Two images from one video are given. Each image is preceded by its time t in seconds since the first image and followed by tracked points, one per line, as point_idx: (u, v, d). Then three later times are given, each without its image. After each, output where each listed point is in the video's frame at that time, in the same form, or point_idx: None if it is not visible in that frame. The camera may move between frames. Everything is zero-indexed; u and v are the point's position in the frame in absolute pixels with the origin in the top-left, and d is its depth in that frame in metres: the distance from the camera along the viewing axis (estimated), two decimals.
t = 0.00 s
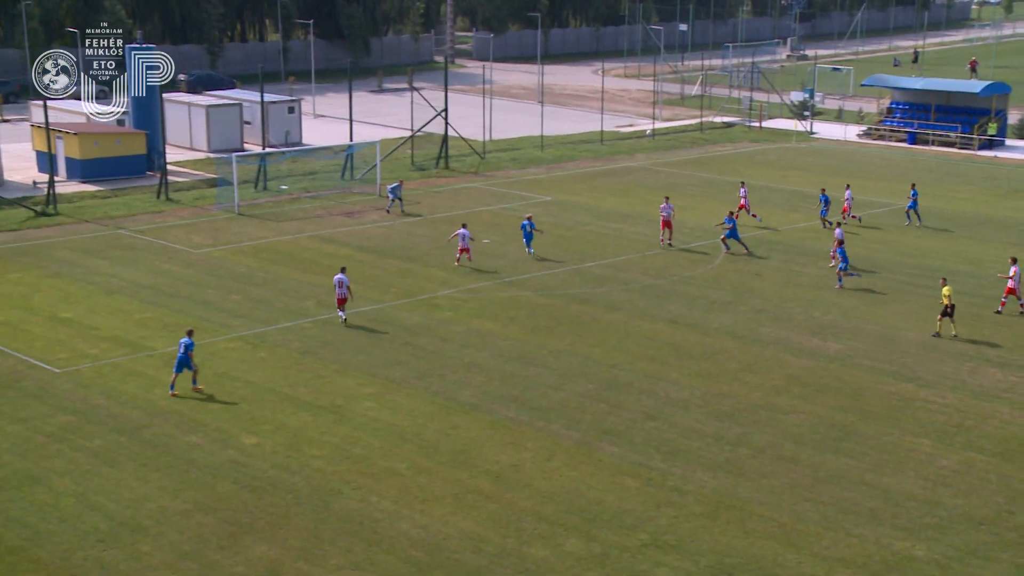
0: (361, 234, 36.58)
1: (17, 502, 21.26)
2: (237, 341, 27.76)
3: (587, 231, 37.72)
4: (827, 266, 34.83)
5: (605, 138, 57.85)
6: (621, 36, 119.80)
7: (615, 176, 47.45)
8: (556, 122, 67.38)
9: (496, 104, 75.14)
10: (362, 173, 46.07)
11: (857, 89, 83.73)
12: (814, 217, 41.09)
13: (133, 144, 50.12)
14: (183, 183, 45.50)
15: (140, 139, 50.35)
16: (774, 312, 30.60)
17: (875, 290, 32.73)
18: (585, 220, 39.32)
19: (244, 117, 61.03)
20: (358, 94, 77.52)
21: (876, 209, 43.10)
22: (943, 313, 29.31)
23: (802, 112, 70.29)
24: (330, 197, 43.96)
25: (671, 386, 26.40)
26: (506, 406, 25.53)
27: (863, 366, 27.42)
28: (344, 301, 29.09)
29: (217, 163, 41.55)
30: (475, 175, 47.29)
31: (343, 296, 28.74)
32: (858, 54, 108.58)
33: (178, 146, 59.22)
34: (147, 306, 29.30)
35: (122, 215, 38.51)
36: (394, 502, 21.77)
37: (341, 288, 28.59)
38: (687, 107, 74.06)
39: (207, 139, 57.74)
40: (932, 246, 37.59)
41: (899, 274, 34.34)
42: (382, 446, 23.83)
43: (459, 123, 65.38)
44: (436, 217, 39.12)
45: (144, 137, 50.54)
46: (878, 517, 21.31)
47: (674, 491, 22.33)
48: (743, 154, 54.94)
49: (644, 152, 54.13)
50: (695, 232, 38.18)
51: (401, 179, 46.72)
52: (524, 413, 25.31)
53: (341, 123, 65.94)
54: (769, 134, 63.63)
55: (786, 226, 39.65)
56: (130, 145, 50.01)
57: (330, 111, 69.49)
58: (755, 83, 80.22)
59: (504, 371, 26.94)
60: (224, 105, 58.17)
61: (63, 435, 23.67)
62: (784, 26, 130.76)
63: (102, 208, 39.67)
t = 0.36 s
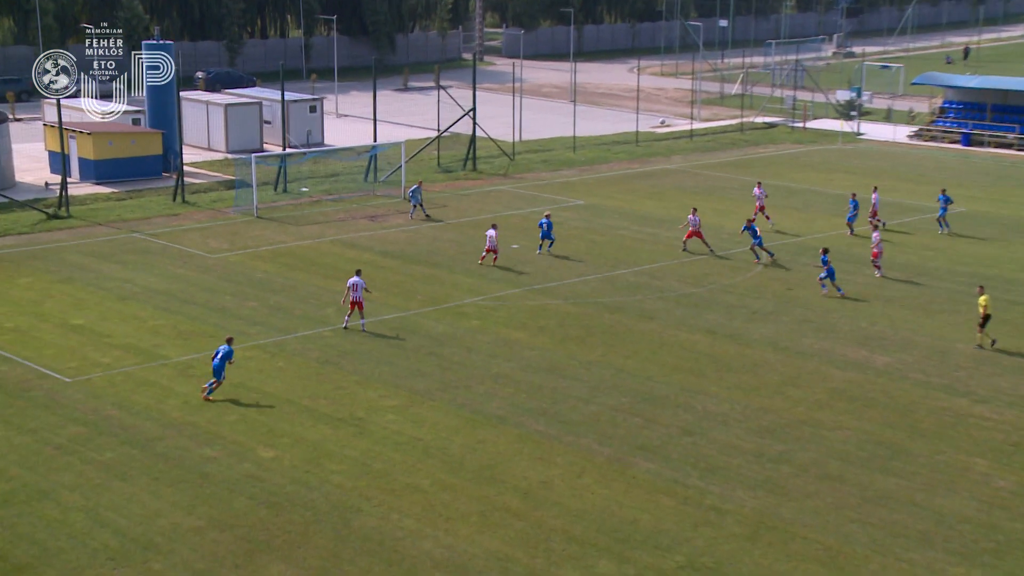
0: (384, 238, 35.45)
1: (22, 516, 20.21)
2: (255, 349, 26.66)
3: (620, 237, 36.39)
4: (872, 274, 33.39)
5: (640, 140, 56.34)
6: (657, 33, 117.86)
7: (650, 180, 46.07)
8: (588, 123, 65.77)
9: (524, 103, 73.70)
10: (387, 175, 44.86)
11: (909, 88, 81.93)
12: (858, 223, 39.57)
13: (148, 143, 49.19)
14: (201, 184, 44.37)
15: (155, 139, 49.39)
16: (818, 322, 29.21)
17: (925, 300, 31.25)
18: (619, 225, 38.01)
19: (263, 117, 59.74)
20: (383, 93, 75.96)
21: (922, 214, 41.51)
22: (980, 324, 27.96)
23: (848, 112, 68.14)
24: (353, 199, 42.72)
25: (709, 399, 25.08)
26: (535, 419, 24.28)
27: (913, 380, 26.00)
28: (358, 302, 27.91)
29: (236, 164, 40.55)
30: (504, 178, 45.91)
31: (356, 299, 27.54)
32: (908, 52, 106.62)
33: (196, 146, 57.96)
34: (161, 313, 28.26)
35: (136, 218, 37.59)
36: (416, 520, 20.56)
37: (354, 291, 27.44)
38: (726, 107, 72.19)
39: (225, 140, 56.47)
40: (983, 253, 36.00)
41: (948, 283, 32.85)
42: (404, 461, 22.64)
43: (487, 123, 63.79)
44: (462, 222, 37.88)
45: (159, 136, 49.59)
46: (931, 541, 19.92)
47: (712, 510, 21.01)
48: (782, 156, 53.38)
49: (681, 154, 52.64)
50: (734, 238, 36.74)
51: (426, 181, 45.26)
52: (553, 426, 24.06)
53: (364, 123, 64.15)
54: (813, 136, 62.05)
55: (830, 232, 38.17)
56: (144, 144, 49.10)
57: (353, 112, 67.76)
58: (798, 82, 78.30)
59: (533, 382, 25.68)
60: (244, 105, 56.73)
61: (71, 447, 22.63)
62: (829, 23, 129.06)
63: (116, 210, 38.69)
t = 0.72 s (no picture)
0: (391, 238, 32.90)
1: None
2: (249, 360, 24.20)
3: (654, 235, 33.57)
4: (931, 278, 30.50)
5: (678, 128, 52.72)
6: (697, 10, 111.08)
7: (687, 173, 42.74)
8: (619, 108, 61.03)
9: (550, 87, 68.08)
10: (396, 167, 40.78)
11: (979, 71, 77.21)
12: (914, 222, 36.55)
13: (131, 129, 44.41)
14: (191, 176, 41.04)
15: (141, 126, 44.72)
16: (875, 332, 26.50)
17: (995, 307, 28.42)
18: (653, 223, 35.16)
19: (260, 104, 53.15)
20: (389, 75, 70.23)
21: (983, 212, 38.29)
22: None
23: (911, 99, 61.83)
24: (357, 193, 38.96)
25: (754, 417, 22.48)
26: (559, 438, 21.78)
27: (983, 398, 23.34)
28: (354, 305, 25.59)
29: (229, 156, 36.89)
30: (525, 171, 42.69)
31: (351, 301, 25.23)
32: (978, 29, 100.78)
33: (183, 138, 51.31)
34: (146, 320, 25.83)
35: (118, 214, 35.00)
36: (425, 550, 18.12)
37: (349, 293, 25.12)
38: (774, 92, 66.59)
39: (216, 129, 50.07)
40: None
41: (1017, 288, 29.95)
42: (413, 485, 20.18)
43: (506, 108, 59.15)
44: (479, 220, 35.15)
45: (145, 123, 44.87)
46: None
47: (757, 542, 18.50)
48: (837, 148, 49.41)
49: (723, 143, 49.20)
50: (780, 238, 33.70)
51: (440, 174, 41.82)
52: (580, 447, 21.55)
53: (372, 109, 58.70)
54: (873, 124, 57.24)
55: (885, 231, 35.18)
56: (126, 129, 44.29)
57: (360, 96, 62.38)
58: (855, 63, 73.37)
59: (558, 396, 23.11)
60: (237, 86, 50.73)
61: (44, 468, 20.27)
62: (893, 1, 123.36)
63: (95, 205, 35.99)
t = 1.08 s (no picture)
0: (399, 239, 30.69)
1: None
2: (242, 373, 22.06)
3: (689, 237, 31.16)
4: (995, 281, 27.99)
5: (717, 117, 49.57)
6: None
7: (726, 167, 40.02)
8: (651, 95, 57.66)
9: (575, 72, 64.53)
10: (404, 161, 38.78)
11: None
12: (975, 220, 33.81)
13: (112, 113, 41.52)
14: (177, 170, 38.78)
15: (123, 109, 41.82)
16: (935, 343, 24.08)
17: None
18: (688, 222, 32.66)
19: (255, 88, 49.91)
20: (400, 61, 67.34)
21: None
22: None
23: (979, 84, 56.44)
24: (360, 188, 36.93)
25: (801, 439, 20.24)
26: (584, 461, 19.61)
27: None
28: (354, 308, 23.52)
29: (220, 148, 34.83)
30: (547, 164, 40.34)
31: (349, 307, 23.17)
32: None
33: (172, 125, 48.41)
34: (129, 329, 23.75)
35: (97, 212, 32.90)
36: None
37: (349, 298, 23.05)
38: (824, 77, 62.28)
39: (206, 117, 47.16)
40: None
41: None
42: (420, 512, 18.04)
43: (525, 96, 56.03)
44: (495, 218, 32.91)
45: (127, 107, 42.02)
46: None
47: None
48: (895, 138, 46.14)
49: (768, 134, 46.17)
50: (827, 239, 31.18)
51: (452, 169, 39.60)
52: (607, 470, 19.38)
53: (378, 95, 56.29)
54: (933, 113, 52.12)
55: (945, 231, 32.47)
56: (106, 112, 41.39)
57: (363, 82, 59.79)
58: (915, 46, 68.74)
59: (583, 415, 20.91)
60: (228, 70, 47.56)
61: (13, 492, 18.20)
62: None
63: (70, 202, 33.92)
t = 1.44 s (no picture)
0: (416, 240, 29.69)
1: None
2: (250, 381, 21.09)
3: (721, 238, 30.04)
4: None
5: (750, 112, 48.32)
6: None
7: (760, 165, 38.87)
8: (681, 89, 56.49)
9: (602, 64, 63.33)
10: (421, 158, 37.58)
11: None
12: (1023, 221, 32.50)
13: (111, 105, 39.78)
14: (183, 167, 37.89)
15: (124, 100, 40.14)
16: (981, 351, 22.89)
17: None
18: (721, 222, 31.52)
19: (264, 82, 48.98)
20: (419, 52, 66.32)
21: None
22: None
23: None
24: (374, 187, 35.75)
25: (840, 452, 19.14)
26: (610, 475, 18.57)
27: None
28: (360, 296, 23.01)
29: (227, 144, 34.13)
30: (572, 162, 39.30)
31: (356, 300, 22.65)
32: None
33: (177, 119, 47.50)
34: (133, 335, 22.81)
35: (99, 211, 32.02)
36: None
37: (355, 291, 22.58)
38: (864, 70, 60.83)
39: (213, 112, 46.28)
40: None
41: None
42: (435, 528, 17.02)
43: (550, 90, 54.86)
44: (517, 218, 31.87)
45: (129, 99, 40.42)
46: None
47: None
48: (936, 134, 44.81)
49: (804, 130, 44.93)
50: (866, 240, 30.02)
51: (472, 166, 38.60)
52: (634, 485, 18.32)
53: (392, 89, 55.28)
54: (982, 106, 50.71)
55: (990, 233, 31.20)
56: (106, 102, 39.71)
57: (378, 75, 58.87)
58: (959, 36, 66.99)
59: (609, 426, 19.84)
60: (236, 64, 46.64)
61: (11, 505, 17.26)
62: None
63: (71, 200, 33.07)
